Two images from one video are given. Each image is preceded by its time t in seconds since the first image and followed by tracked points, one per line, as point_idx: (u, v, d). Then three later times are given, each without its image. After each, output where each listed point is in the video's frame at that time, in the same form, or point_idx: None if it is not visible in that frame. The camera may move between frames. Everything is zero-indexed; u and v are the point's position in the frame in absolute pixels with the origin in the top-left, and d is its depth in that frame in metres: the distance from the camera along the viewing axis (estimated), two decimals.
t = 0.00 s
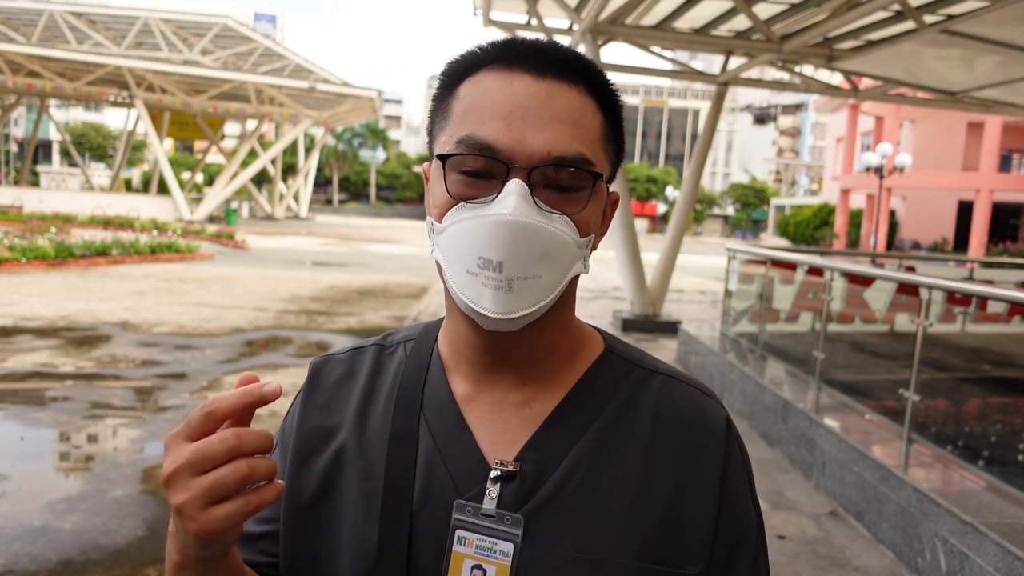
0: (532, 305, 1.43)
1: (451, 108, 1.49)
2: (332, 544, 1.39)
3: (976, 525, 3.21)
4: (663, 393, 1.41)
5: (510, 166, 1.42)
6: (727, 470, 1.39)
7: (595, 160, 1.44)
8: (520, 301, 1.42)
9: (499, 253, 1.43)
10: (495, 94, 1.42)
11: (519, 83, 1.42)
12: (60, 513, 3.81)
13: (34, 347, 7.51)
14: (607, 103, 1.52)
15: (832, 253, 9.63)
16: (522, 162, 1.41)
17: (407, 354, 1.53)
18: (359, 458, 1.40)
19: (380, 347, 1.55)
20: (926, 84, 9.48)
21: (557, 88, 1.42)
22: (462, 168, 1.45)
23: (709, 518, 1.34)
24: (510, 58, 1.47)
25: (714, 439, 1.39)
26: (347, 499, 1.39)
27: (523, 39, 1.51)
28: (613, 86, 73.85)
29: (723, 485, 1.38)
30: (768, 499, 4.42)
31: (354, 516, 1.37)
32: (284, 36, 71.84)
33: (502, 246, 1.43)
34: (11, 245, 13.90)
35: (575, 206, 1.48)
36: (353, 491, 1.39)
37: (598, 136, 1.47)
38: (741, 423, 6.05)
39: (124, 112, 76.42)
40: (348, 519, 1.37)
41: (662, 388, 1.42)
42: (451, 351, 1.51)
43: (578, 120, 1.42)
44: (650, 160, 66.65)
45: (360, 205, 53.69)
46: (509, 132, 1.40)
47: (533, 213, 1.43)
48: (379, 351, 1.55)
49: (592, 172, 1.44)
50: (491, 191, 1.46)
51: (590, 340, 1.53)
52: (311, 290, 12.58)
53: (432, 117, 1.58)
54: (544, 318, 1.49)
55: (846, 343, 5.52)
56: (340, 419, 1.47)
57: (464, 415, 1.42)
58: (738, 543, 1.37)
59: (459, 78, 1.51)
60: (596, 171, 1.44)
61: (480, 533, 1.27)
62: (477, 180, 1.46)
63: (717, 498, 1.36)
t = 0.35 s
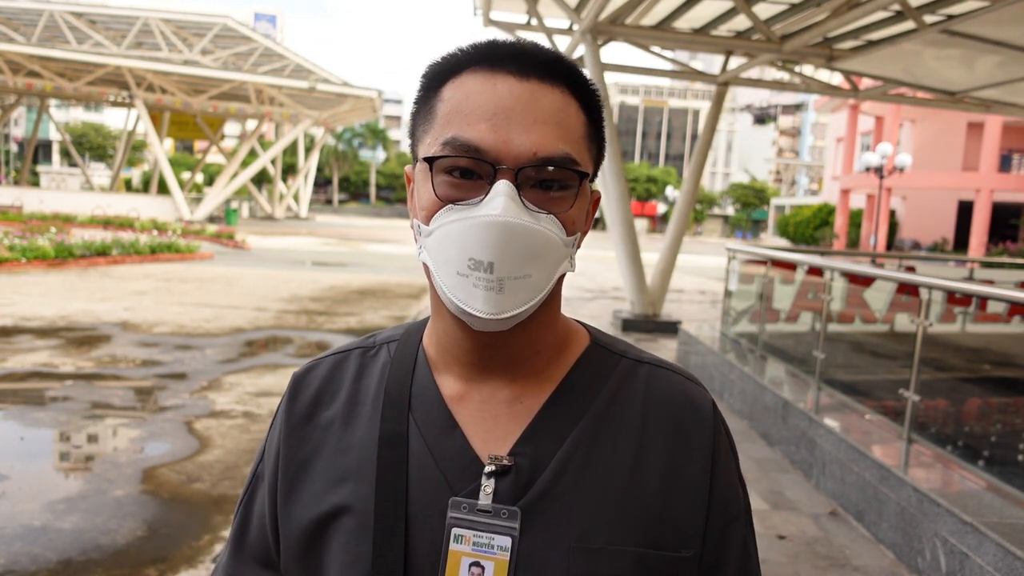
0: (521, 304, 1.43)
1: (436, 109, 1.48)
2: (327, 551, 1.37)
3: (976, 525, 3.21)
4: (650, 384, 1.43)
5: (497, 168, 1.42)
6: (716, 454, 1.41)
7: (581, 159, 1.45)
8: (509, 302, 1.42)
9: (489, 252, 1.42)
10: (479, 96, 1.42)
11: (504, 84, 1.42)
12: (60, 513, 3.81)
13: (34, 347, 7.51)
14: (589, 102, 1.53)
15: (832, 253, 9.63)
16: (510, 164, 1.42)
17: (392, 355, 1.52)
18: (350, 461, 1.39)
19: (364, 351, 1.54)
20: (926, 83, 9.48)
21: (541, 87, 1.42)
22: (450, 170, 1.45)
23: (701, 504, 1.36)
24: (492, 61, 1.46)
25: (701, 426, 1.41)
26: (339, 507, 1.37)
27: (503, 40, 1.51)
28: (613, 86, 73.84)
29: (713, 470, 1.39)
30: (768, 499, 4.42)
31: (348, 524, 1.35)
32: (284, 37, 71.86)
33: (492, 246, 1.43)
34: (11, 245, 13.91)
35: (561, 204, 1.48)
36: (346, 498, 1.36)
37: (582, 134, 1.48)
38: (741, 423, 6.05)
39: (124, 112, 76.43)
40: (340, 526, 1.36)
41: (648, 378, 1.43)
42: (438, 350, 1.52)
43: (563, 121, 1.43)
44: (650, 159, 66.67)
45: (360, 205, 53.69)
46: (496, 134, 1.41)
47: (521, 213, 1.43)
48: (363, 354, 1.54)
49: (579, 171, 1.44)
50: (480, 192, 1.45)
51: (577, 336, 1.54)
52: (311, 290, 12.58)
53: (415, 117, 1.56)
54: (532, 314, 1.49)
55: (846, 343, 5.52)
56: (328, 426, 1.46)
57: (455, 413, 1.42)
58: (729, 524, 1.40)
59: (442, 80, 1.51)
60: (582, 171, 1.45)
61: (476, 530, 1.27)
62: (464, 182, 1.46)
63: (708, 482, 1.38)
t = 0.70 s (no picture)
0: (499, 299, 1.41)
1: (416, 112, 1.49)
2: (321, 551, 1.38)
3: (976, 525, 3.21)
4: (640, 382, 1.41)
5: (473, 164, 1.42)
6: (708, 453, 1.39)
7: (557, 154, 1.44)
8: (488, 296, 1.41)
9: (466, 247, 1.42)
10: (454, 95, 1.43)
11: (481, 83, 1.42)
12: (60, 513, 3.81)
13: (34, 347, 7.51)
14: (567, 96, 1.51)
15: (832, 253, 9.63)
16: (485, 159, 1.41)
17: (388, 358, 1.52)
18: (344, 460, 1.40)
19: (361, 353, 1.55)
20: (926, 83, 9.47)
21: (515, 86, 1.43)
22: (429, 168, 1.45)
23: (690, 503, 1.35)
24: (469, 63, 1.47)
25: (692, 427, 1.39)
26: (332, 508, 1.38)
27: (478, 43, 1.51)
28: (613, 86, 73.87)
29: (704, 468, 1.38)
30: (768, 499, 4.42)
31: (339, 522, 1.36)
32: (284, 37, 71.90)
33: (469, 241, 1.42)
34: (11, 245, 13.90)
35: (540, 198, 1.46)
36: (340, 497, 1.37)
37: (560, 130, 1.47)
38: (741, 423, 6.05)
39: (125, 112, 76.43)
40: (335, 527, 1.37)
41: (639, 377, 1.42)
42: (431, 351, 1.51)
43: (538, 116, 1.43)
44: (650, 160, 66.71)
45: (360, 205, 53.70)
46: (471, 132, 1.41)
47: (498, 206, 1.42)
48: (360, 357, 1.54)
49: (555, 165, 1.43)
50: (458, 188, 1.45)
51: (566, 334, 1.52)
52: (311, 290, 12.58)
53: (399, 122, 1.57)
54: (516, 313, 1.47)
55: (846, 343, 5.52)
56: (323, 427, 1.46)
57: (445, 411, 1.42)
58: (720, 525, 1.39)
59: (423, 83, 1.52)
60: (559, 165, 1.44)
61: (462, 527, 1.28)
62: (443, 181, 1.45)
63: (698, 481, 1.36)
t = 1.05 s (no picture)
0: (490, 294, 1.38)
1: (435, 102, 1.51)
2: (317, 549, 1.39)
3: (976, 525, 3.22)
4: (637, 385, 1.41)
5: (480, 157, 1.43)
6: (705, 458, 1.38)
7: (565, 159, 1.44)
8: (475, 288, 1.37)
9: (458, 233, 1.39)
10: (474, 89, 1.44)
11: (501, 81, 1.44)
12: (61, 513, 3.81)
13: (34, 347, 7.51)
14: (585, 106, 1.52)
15: (831, 253, 9.63)
16: (494, 153, 1.42)
17: (387, 357, 1.52)
18: (341, 460, 1.41)
19: (361, 353, 1.55)
20: (926, 83, 9.47)
21: (537, 87, 1.44)
22: (437, 157, 1.46)
23: (688, 507, 1.34)
24: (497, 62, 1.48)
25: (690, 429, 1.38)
26: (329, 506, 1.38)
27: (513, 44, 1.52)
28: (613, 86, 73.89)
29: (701, 473, 1.37)
30: (768, 499, 4.42)
31: (334, 523, 1.37)
32: (284, 38, 71.90)
33: (461, 228, 1.39)
34: (11, 245, 13.90)
35: (536, 199, 1.45)
36: (336, 496, 1.38)
37: (572, 139, 1.48)
38: (741, 423, 6.05)
39: (125, 112, 76.42)
40: (331, 528, 1.37)
41: (636, 381, 1.41)
42: (429, 352, 1.50)
43: (553, 121, 1.44)
44: (650, 159, 66.74)
45: (360, 205, 53.69)
46: (484, 125, 1.42)
47: (492, 198, 1.40)
48: (360, 357, 1.54)
49: (562, 170, 1.43)
50: (460, 180, 1.45)
51: (565, 337, 1.51)
52: (311, 290, 12.58)
53: (419, 113, 1.59)
54: (516, 317, 1.47)
55: (846, 343, 5.51)
56: (322, 427, 1.46)
57: (440, 411, 1.42)
58: (716, 530, 1.38)
59: (448, 77, 1.54)
60: (565, 171, 1.44)
61: (454, 529, 1.28)
62: (449, 169, 1.46)
63: (694, 485, 1.35)
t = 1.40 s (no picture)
0: (532, 291, 1.41)
1: (458, 105, 1.51)
2: (330, 548, 1.38)
3: (976, 525, 3.21)
4: (660, 393, 1.42)
5: (515, 154, 1.43)
6: (723, 468, 1.40)
7: (596, 153, 1.46)
8: (520, 286, 1.39)
9: (501, 233, 1.40)
10: (499, 89, 1.44)
11: (526, 79, 1.44)
12: (60, 513, 3.81)
13: (34, 347, 7.51)
14: (607, 103, 1.54)
15: (831, 253, 9.63)
16: (526, 150, 1.42)
17: (403, 356, 1.52)
18: (359, 459, 1.41)
19: (376, 350, 1.55)
20: (926, 84, 9.47)
21: (561, 84, 1.45)
22: (468, 158, 1.46)
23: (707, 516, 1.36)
24: (515, 62, 1.49)
25: (709, 439, 1.40)
26: (344, 505, 1.38)
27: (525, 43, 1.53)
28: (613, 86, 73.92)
29: (720, 484, 1.38)
30: (768, 499, 4.42)
31: (349, 521, 1.37)
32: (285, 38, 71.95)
33: (505, 227, 1.40)
34: (11, 245, 13.90)
35: (574, 195, 1.47)
36: (353, 495, 1.38)
37: (598, 132, 1.49)
38: (741, 423, 6.05)
39: (126, 112, 76.44)
40: (346, 526, 1.37)
41: (659, 388, 1.43)
42: (448, 353, 1.51)
43: (581, 116, 1.45)
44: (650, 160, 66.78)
45: (360, 206, 53.72)
46: (513, 124, 1.42)
47: (533, 198, 1.42)
48: (377, 354, 1.54)
49: (595, 164, 1.44)
50: (494, 179, 1.45)
51: (586, 343, 1.52)
52: (312, 290, 12.58)
53: (438, 115, 1.59)
54: (545, 314, 1.48)
55: (846, 343, 5.52)
56: (337, 425, 1.47)
57: (462, 413, 1.42)
58: (733, 539, 1.39)
59: (466, 80, 1.54)
60: (598, 164, 1.45)
61: (478, 533, 1.27)
62: (481, 170, 1.46)
63: (714, 495, 1.37)
